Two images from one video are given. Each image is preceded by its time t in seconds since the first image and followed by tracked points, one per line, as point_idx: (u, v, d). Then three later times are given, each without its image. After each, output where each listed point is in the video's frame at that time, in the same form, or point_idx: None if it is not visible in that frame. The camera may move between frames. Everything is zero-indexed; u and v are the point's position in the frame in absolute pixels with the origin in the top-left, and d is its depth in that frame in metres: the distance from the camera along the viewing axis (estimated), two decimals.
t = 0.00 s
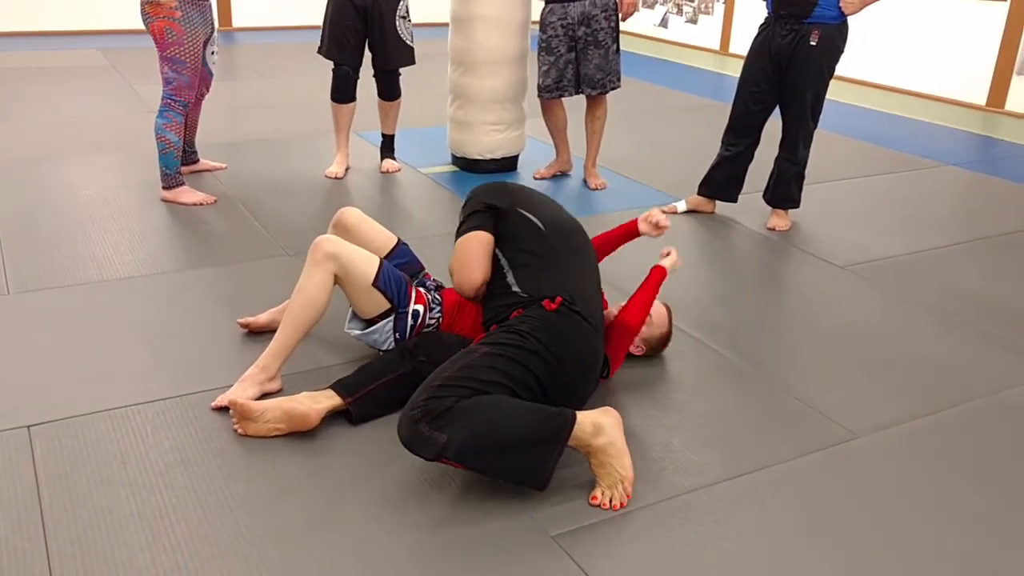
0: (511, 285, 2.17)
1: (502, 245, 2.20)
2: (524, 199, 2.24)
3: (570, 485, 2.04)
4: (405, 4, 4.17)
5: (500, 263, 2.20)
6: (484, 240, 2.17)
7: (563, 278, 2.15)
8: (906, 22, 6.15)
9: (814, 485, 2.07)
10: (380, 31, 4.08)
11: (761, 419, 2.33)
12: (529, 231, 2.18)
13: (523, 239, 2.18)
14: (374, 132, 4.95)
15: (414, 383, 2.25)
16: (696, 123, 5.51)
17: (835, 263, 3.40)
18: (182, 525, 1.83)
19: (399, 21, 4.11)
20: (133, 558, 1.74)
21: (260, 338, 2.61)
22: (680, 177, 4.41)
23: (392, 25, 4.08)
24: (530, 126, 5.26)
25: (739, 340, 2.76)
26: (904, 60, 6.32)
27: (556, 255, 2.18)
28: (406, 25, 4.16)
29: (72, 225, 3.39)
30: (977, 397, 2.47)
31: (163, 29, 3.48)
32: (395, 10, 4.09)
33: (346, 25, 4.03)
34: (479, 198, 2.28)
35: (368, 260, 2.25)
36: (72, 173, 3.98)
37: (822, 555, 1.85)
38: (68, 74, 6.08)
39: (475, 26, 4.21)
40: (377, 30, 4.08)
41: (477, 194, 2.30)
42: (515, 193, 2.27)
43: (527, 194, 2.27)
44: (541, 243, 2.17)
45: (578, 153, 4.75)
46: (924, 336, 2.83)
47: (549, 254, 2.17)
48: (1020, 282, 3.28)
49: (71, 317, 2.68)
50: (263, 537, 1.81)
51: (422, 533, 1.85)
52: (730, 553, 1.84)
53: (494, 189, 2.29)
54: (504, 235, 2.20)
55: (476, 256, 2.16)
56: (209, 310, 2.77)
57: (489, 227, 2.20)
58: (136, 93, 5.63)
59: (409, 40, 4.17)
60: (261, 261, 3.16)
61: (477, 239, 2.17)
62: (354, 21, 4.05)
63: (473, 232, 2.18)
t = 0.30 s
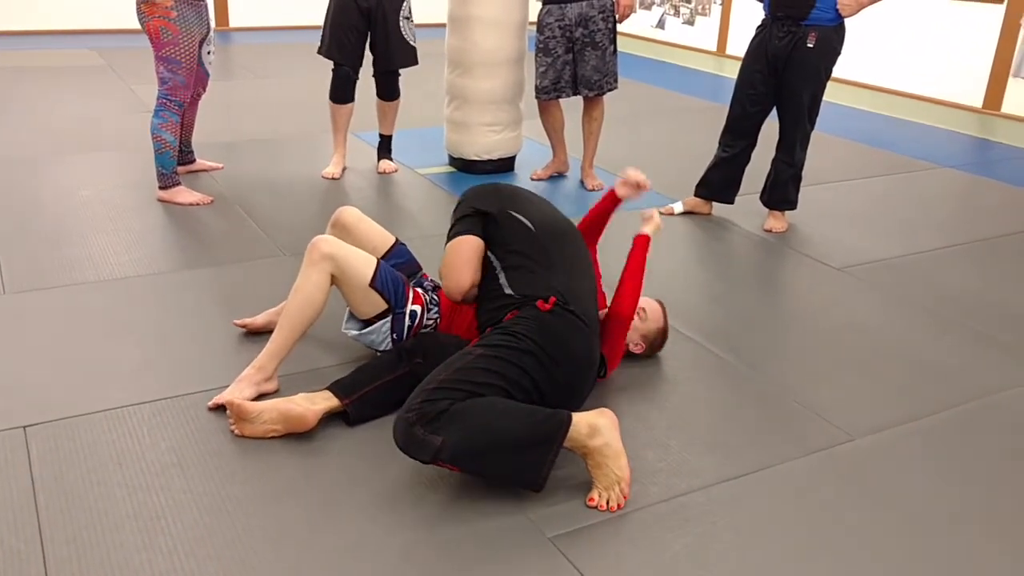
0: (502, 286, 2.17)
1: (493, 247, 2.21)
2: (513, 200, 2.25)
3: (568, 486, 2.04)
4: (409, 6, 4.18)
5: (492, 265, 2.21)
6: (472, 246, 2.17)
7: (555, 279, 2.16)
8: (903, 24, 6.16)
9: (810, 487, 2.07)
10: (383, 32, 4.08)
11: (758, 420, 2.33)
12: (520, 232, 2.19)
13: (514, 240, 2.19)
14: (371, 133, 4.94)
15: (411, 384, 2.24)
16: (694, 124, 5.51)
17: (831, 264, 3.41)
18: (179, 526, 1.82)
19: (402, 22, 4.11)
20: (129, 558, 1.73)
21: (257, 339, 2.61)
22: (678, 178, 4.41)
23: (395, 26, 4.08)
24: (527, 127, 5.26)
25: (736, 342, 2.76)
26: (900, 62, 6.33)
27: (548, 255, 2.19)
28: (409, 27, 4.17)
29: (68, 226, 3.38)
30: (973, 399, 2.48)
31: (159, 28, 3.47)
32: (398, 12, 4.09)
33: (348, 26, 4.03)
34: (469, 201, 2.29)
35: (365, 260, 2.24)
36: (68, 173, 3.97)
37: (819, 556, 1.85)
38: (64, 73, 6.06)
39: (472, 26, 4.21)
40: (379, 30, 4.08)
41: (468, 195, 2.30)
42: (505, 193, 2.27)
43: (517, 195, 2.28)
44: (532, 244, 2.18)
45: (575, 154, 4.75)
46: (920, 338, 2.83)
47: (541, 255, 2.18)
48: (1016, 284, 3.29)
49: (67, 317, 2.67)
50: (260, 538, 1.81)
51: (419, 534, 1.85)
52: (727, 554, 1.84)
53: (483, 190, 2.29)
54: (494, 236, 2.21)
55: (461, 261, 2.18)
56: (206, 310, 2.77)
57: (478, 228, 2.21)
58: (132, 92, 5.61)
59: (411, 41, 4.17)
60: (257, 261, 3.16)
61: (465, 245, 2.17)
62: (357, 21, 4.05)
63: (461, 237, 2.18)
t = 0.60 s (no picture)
0: (503, 286, 2.19)
1: (494, 246, 2.24)
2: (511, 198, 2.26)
3: (568, 484, 2.05)
4: (417, 6, 4.17)
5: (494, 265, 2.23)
6: (461, 245, 2.25)
7: (554, 278, 2.16)
8: (904, 23, 6.16)
9: (811, 486, 2.07)
10: (391, 31, 4.08)
11: (759, 419, 2.33)
12: (521, 231, 2.22)
13: (515, 240, 2.22)
14: (371, 131, 4.94)
15: (412, 383, 2.24)
16: (694, 124, 5.51)
17: (832, 263, 3.41)
18: (179, 524, 1.82)
19: (411, 22, 4.11)
20: (129, 556, 1.73)
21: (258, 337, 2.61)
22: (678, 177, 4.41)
23: (403, 24, 4.07)
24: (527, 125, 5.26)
25: (737, 340, 2.76)
26: (901, 61, 6.33)
27: (547, 255, 2.19)
28: (417, 27, 4.16)
29: (68, 224, 3.38)
30: (973, 398, 2.48)
31: (159, 26, 3.47)
32: (408, 10, 4.08)
33: (358, 24, 4.04)
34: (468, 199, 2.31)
35: (390, 254, 2.26)
36: (67, 172, 3.97)
37: (819, 555, 1.85)
38: (65, 71, 6.06)
39: (473, 25, 4.20)
40: (387, 29, 4.08)
41: (470, 190, 2.31)
42: (503, 191, 2.28)
43: (516, 192, 2.28)
44: (532, 242, 2.20)
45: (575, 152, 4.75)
46: (921, 337, 2.83)
47: (540, 255, 2.19)
48: (1016, 284, 3.29)
49: (67, 315, 2.67)
50: (260, 536, 1.81)
51: (419, 532, 1.85)
52: (727, 553, 1.85)
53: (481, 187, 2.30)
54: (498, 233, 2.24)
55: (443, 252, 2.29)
56: (206, 309, 2.77)
57: (477, 228, 2.25)
58: (132, 91, 5.61)
59: (419, 41, 4.16)
60: (257, 260, 3.16)
61: (452, 244, 2.26)
62: (366, 19, 4.05)
63: (450, 234, 2.27)
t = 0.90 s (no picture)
0: (509, 279, 2.20)
1: (501, 242, 2.27)
2: (519, 193, 2.29)
3: (569, 480, 2.05)
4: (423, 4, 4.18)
5: (501, 260, 2.24)
6: (468, 239, 2.31)
7: (559, 273, 2.17)
8: (904, 19, 6.14)
9: (811, 482, 2.07)
10: (396, 26, 4.08)
11: (759, 414, 2.34)
12: (528, 225, 2.25)
13: (522, 235, 2.24)
14: (372, 127, 4.94)
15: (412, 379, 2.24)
16: (694, 120, 5.50)
17: (832, 259, 3.41)
18: (180, 519, 1.83)
19: (417, 19, 4.11)
20: (130, 551, 1.74)
21: (259, 332, 2.61)
22: (678, 174, 4.41)
23: (408, 20, 4.07)
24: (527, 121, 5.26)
25: (738, 336, 2.76)
26: (901, 57, 6.32)
27: (552, 250, 2.21)
28: (421, 23, 4.17)
29: (68, 220, 3.38)
30: (974, 394, 2.48)
31: (161, 22, 3.46)
32: (414, 6, 4.08)
33: (364, 17, 4.03)
34: (477, 197, 2.35)
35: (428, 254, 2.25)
36: (67, 168, 3.97)
37: (820, 551, 1.85)
38: (65, 67, 6.05)
39: (474, 21, 4.20)
40: (392, 23, 4.08)
41: (481, 186, 2.36)
42: (513, 185, 2.31)
43: (523, 187, 2.31)
44: (538, 236, 2.22)
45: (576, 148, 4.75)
46: (921, 333, 2.83)
47: (546, 250, 2.21)
48: (1017, 280, 3.29)
49: (68, 311, 2.67)
50: (261, 532, 1.81)
51: (420, 527, 1.85)
52: (728, 548, 1.85)
53: (490, 185, 2.35)
54: (507, 229, 2.28)
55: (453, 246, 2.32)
56: (207, 305, 2.77)
57: (486, 226, 2.31)
58: (131, 87, 5.60)
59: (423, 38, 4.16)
60: (257, 256, 3.16)
61: (460, 237, 2.31)
62: (373, 12, 4.04)
63: (459, 229, 2.32)
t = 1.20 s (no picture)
0: (506, 279, 2.21)
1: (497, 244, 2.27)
2: (512, 195, 2.29)
3: (570, 478, 2.05)
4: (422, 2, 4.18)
5: (497, 262, 2.25)
6: (462, 241, 2.32)
7: (555, 272, 2.16)
8: (906, 17, 6.12)
9: (813, 480, 2.07)
10: (393, 24, 4.07)
11: (762, 413, 2.33)
12: (523, 226, 2.25)
13: (516, 236, 2.24)
14: (374, 126, 4.94)
15: (413, 378, 2.24)
16: (696, 118, 5.49)
17: (835, 258, 3.40)
18: (182, 518, 1.83)
19: (412, 15, 4.10)
20: (133, 550, 1.74)
21: (261, 332, 2.61)
22: (680, 172, 4.40)
23: (406, 18, 4.07)
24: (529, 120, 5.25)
25: (740, 335, 2.76)
26: (903, 56, 6.30)
27: (548, 249, 2.21)
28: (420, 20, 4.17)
29: (70, 219, 3.38)
30: (977, 393, 2.47)
31: (163, 21, 3.46)
32: (410, 4, 4.07)
33: (365, 16, 4.04)
34: (471, 203, 2.37)
35: (416, 255, 2.19)
36: (69, 167, 3.97)
37: (822, 550, 1.85)
38: (67, 67, 6.06)
39: (476, 19, 4.20)
40: (391, 23, 4.08)
41: (474, 191, 2.37)
42: (505, 187, 2.32)
43: (516, 188, 2.31)
44: (533, 236, 2.23)
45: (577, 147, 4.74)
46: (924, 331, 2.83)
47: (540, 250, 2.21)
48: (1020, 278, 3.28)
49: (70, 309, 2.67)
50: (264, 530, 1.81)
51: (423, 526, 1.85)
52: (731, 547, 1.85)
53: (483, 190, 2.36)
54: (502, 232, 2.28)
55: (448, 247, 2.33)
56: (209, 304, 2.77)
57: (480, 231, 2.33)
58: (133, 86, 5.60)
59: (421, 35, 4.15)
60: (259, 255, 3.16)
61: (454, 239, 2.32)
62: (372, 12, 4.05)
63: (454, 231, 2.34)
